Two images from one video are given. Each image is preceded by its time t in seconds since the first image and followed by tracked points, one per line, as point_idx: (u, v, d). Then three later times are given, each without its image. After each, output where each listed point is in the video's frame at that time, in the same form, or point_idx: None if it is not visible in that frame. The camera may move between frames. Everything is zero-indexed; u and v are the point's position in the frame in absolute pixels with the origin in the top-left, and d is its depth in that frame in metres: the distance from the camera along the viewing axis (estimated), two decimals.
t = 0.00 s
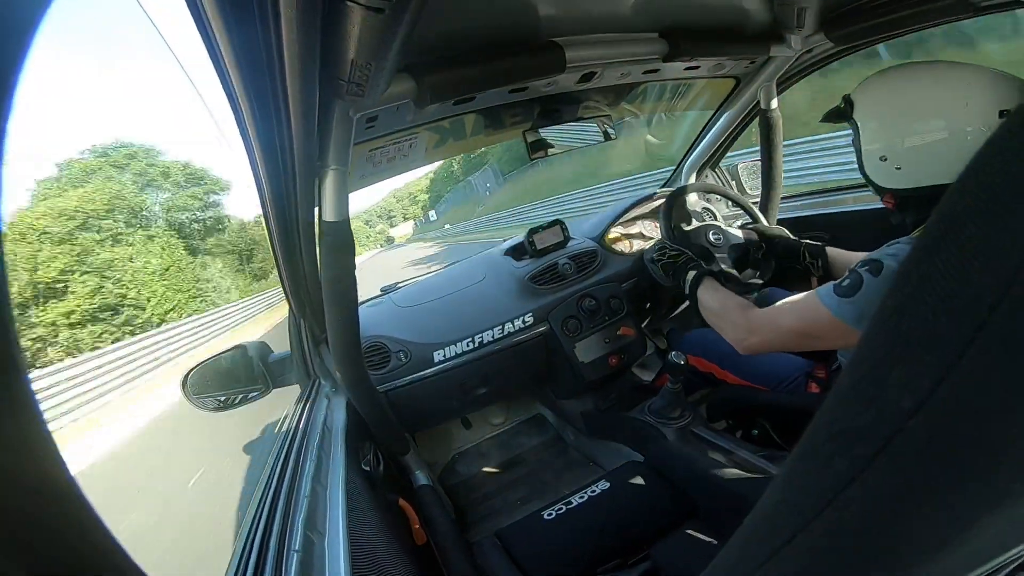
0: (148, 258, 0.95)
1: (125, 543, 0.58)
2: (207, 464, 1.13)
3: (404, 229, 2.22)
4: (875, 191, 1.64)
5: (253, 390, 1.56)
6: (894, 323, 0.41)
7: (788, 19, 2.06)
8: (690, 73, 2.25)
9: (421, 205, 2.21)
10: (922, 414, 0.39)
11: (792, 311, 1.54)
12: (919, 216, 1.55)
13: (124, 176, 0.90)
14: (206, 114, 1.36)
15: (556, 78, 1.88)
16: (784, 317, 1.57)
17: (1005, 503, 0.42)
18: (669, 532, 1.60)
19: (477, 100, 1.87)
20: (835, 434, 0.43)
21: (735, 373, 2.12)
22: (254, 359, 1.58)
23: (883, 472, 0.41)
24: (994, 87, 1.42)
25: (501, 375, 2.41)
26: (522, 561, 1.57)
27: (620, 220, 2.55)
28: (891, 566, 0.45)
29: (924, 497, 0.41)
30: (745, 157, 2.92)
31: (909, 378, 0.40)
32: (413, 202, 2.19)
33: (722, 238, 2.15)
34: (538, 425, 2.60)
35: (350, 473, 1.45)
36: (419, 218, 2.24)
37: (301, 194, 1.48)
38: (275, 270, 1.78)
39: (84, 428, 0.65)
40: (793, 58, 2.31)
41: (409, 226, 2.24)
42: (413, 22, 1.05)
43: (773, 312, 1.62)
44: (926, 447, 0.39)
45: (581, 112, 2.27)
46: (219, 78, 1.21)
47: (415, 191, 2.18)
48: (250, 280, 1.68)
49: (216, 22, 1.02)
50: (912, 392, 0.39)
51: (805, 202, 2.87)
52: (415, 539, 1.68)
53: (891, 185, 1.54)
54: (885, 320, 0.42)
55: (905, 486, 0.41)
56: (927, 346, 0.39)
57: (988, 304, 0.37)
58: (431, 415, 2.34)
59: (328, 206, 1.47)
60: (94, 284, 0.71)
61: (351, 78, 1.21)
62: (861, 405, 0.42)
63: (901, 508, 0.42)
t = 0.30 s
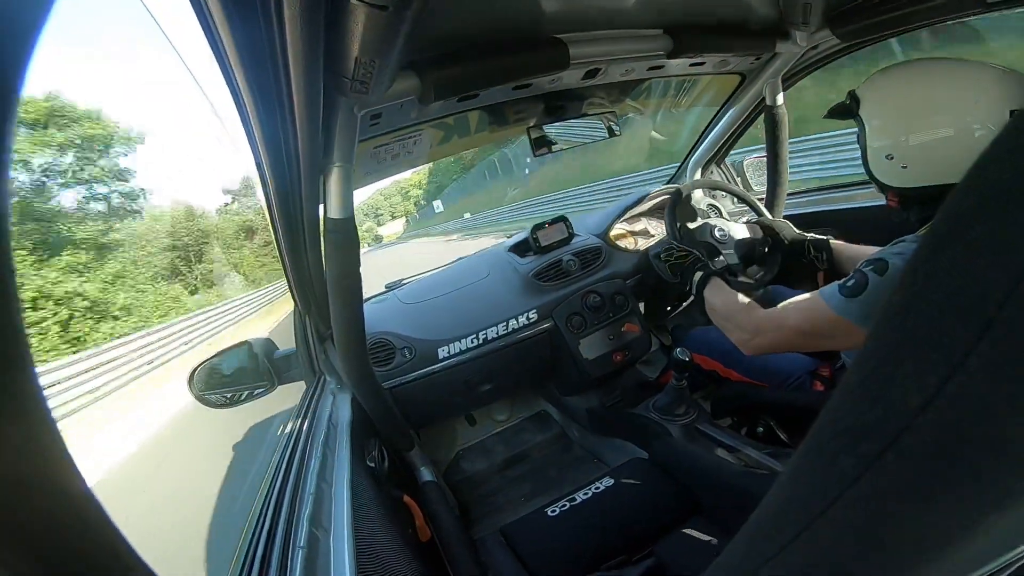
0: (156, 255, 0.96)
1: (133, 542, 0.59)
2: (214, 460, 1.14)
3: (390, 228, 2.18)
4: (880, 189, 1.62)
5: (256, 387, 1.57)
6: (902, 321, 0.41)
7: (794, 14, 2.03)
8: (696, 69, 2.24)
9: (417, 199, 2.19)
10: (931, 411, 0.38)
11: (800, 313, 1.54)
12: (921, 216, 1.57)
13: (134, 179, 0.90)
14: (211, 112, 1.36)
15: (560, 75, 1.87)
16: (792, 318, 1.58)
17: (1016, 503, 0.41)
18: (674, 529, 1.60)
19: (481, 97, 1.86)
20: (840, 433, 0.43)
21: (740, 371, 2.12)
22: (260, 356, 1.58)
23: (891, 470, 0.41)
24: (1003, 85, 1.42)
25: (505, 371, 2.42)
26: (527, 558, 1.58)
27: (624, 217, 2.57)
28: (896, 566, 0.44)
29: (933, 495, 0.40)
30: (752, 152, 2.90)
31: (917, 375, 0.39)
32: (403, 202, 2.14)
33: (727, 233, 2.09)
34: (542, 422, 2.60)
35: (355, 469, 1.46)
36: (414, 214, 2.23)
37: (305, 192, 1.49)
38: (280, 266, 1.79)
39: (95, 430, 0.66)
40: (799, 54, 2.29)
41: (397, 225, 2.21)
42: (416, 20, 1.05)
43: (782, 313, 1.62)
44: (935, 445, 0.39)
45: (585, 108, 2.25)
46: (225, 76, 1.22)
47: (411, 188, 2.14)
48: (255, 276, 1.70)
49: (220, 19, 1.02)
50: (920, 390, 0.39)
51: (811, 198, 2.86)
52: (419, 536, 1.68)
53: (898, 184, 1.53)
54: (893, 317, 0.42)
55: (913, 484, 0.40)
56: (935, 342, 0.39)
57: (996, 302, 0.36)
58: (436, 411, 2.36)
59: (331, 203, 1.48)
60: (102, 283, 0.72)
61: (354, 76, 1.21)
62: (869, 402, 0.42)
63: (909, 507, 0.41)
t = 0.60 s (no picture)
0: (156, 252, 0.96)
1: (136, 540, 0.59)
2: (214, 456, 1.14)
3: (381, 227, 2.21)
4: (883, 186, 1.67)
5: (259, 380, 1.56)
6: (900, 318, 0.39)
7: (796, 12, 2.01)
8: (697, 65, 2.23)
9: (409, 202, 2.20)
10: (930, 409, 0.37)
11: (804, 313, 1.58)
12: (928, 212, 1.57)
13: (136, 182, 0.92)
14: (212, 109, 1.36)
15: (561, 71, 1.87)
16: (797, 319, 1.61)
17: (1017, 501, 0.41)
18: (672, 524, 1.61)
19: (481, 93, 1.85)
20: (836, 432, 0.42)
21: (740, 368, 2.12)
22: (261, 351, 1.59)
23: (889, 467, 0.40)
24: (1001, 86, 1.48)
25: (503, 367, 2.42)
26: (525, 554, 1.59)
27: (623, 214, 2.58)
28: (891, 564, 0.44)
29: (932, 492, 0.40)
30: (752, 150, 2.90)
31: (915, 372, 0.38)
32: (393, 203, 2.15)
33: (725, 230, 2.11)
34: (541, 417, 2.60)
35: (354, 465, 1.46)
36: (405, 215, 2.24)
37: (305, 185, 1.49)
38: (280, 262, 1.79)
39: (102, 434, 0.66)
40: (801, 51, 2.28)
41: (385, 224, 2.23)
42: (416, 15, 1.04)
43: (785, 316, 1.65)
44: (932, 444, 0.38)
45: (586, 103, 2.24)
46: (225, 72, 1.22)
47: (404, 188, 2.14)
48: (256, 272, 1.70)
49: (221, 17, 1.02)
50: (917, 390, 0.38)
51: (811, 195, 2.86)
52: (419, 531, 1.69)
53: (902, 179, 1.58)
54: (891, 315, 0.39)
55: (909, 482, 0.40)
56: (933, 340, 0.37)
57: (994, 304, 0.34)
58: (435, 406, 2.36)
59: (330, 198, 1.47)
60: (105, 281, 0.72)
61: (355, 72, 1.21)
62: (866, 399, 0.40)
63: (908, 504, 0.41)
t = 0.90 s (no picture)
0: (153, 248, 0.95)
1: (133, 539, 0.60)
2: (210, 453, 1.13)
3: (371, 228, 2.17)
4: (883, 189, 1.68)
5: (255, 377, 1.56)
6: (895, 322, 0.39)
7: (796, 15, 2.00)
8: (697, 67, 2.24)
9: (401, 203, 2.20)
10: (924, 410, 0.37)
11: (802, 314, 1.58)
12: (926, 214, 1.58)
13: (135, 179, 0.92)
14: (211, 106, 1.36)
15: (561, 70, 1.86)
16: (796, 321, 1.60)
17: (1011, 503, 0.41)
18: (668, 523, 1.61)
19: (481, 92, 1.85)
20: (831, 431, 0.42)
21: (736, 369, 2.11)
22: (256, 348, 1.59)
23: (883, 467, 0.40)
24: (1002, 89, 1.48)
25: (498, 366, 2.43)
26: (520, 554, 1.59)
27: (621, 214, 2.58)
28: (883, 564, 0.44)
29: (925, 493, 0.40)
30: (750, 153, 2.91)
31: (909, 373, 0.38)
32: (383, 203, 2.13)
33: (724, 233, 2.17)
34: (537, 417, 2.61)
35: (349, 462, 1.46)
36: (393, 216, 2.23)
37: (303, 180, 1.48)
38: (278, 258, 1.79)
39: (101, 432, 0.67)
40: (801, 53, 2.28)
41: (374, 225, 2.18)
42: (417, 14, 1.04)
43: (784, 317, 1.65)
44: (926, 443, 0.38)
45: (585, 104, 2.24)
46: (225, 68, 1.22)
47: (398, 185, 2.12)
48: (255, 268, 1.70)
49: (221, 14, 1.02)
50: (912, 390, 0.38)
51: (808, 198, 2.87)
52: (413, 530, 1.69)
53: (902, 183, 1.59)
54: (887, 319, 0.39)
55: (903, 483, 0.40)
56: (927, 344, 0.37)
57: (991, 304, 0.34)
58: (431, 404, 2.37)
59: (329, 196, 1.47)
60: (103, 278, 0.72)
61: (355, 69, 1.21)
62: (862, 399, 0.40)
63: (902, 505, 0.41)
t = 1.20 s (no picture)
0: (148, 248, 0.94)
1: (124, 543, 0.59)
2: (201, 454, 1.12)
3: (370, 227, 2.19)
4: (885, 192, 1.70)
5: (249, 378, 1.54)
6: (887, 324, 0.38)
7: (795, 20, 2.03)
8: (694, 71, 2.24)
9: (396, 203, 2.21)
10: (917, 412, 0.37)
11: (802, 317, 1.60)
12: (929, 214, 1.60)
13: (130, 177, 0.91)
14: (208, 105, 1.35)
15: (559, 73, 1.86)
16: (795, 325, 1.63)
17: (1005, 504, 0.40)
18: (662, 526, 1.61)
19: (480, 93, 1.85)
20: (826, 433, 0.42)
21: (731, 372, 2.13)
22: (250, 348, 1.57)
23: (877, 469, 0.39)
24: (1000, 88, 1.49)
25: (493, 368, 2.42)
26: (515, 557, 1.59)
27: (616, 217, 2.58)
28: (877, 566, 0.44)
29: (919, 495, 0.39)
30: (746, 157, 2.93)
31: (903, 376, 0.37)
32: (377, 202, 2.12)
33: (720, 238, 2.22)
34: (531, 419, 2.60)
35: (342, 464, 1.45)
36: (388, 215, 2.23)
37: (300, 179, 1.47)
38: (273, 257, 1.78)
39: (94, 432, 0.66)
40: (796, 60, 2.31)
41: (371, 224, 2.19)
42: (417, 15, 1.03)
43: (784, 321, 1.67)
44: (920, 444, 0.38)
45: (582, 107, 2.24)
46: (222, 67, 1.21)
47: (394, 184, 2.13)
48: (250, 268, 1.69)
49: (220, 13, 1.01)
50: (907, 391, 0.37)
51: (803, 202, 2.88)
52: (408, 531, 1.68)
53: (907, 185, 1.60)
54: (880, 320, 0.39)
55: (898, 485, 0.39)
56: (919, 347, 0.37)
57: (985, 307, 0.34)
58: (425, 405, 2.36)
59: (326, 196, 1.47)
60: (96, 277, 0.71)
61: (353, 70, 1.20)
62: (856, 402, 0.40)
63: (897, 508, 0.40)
